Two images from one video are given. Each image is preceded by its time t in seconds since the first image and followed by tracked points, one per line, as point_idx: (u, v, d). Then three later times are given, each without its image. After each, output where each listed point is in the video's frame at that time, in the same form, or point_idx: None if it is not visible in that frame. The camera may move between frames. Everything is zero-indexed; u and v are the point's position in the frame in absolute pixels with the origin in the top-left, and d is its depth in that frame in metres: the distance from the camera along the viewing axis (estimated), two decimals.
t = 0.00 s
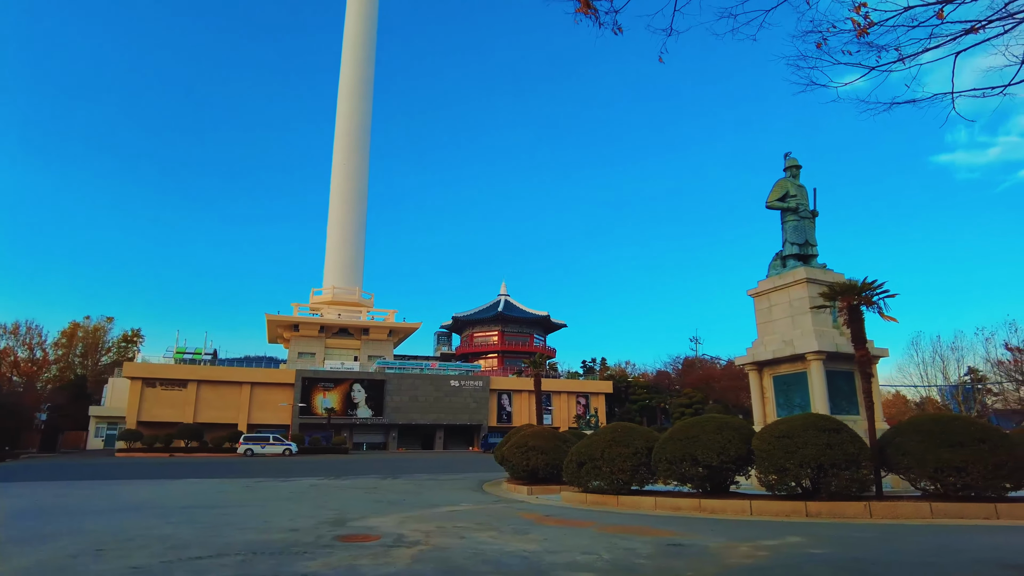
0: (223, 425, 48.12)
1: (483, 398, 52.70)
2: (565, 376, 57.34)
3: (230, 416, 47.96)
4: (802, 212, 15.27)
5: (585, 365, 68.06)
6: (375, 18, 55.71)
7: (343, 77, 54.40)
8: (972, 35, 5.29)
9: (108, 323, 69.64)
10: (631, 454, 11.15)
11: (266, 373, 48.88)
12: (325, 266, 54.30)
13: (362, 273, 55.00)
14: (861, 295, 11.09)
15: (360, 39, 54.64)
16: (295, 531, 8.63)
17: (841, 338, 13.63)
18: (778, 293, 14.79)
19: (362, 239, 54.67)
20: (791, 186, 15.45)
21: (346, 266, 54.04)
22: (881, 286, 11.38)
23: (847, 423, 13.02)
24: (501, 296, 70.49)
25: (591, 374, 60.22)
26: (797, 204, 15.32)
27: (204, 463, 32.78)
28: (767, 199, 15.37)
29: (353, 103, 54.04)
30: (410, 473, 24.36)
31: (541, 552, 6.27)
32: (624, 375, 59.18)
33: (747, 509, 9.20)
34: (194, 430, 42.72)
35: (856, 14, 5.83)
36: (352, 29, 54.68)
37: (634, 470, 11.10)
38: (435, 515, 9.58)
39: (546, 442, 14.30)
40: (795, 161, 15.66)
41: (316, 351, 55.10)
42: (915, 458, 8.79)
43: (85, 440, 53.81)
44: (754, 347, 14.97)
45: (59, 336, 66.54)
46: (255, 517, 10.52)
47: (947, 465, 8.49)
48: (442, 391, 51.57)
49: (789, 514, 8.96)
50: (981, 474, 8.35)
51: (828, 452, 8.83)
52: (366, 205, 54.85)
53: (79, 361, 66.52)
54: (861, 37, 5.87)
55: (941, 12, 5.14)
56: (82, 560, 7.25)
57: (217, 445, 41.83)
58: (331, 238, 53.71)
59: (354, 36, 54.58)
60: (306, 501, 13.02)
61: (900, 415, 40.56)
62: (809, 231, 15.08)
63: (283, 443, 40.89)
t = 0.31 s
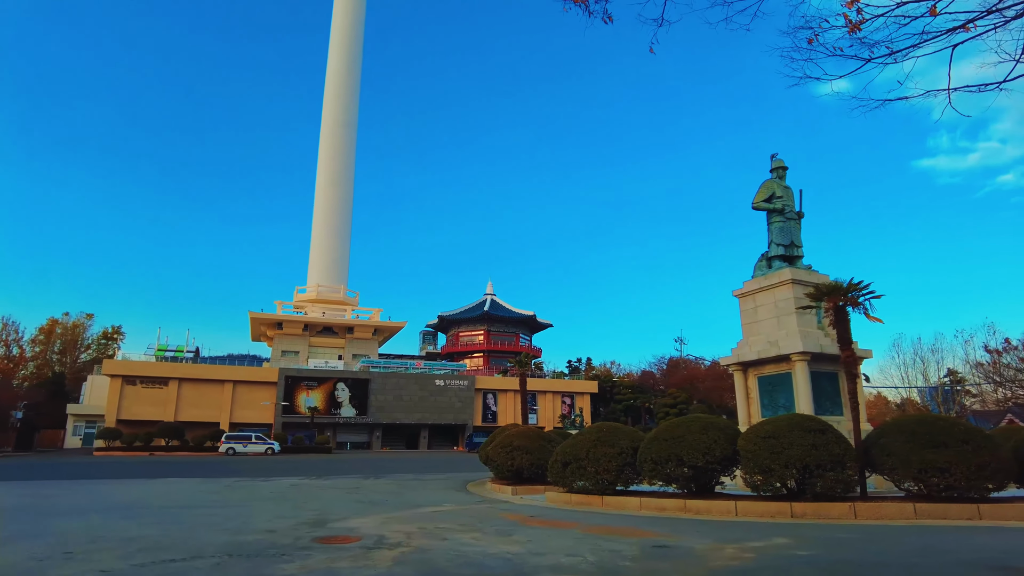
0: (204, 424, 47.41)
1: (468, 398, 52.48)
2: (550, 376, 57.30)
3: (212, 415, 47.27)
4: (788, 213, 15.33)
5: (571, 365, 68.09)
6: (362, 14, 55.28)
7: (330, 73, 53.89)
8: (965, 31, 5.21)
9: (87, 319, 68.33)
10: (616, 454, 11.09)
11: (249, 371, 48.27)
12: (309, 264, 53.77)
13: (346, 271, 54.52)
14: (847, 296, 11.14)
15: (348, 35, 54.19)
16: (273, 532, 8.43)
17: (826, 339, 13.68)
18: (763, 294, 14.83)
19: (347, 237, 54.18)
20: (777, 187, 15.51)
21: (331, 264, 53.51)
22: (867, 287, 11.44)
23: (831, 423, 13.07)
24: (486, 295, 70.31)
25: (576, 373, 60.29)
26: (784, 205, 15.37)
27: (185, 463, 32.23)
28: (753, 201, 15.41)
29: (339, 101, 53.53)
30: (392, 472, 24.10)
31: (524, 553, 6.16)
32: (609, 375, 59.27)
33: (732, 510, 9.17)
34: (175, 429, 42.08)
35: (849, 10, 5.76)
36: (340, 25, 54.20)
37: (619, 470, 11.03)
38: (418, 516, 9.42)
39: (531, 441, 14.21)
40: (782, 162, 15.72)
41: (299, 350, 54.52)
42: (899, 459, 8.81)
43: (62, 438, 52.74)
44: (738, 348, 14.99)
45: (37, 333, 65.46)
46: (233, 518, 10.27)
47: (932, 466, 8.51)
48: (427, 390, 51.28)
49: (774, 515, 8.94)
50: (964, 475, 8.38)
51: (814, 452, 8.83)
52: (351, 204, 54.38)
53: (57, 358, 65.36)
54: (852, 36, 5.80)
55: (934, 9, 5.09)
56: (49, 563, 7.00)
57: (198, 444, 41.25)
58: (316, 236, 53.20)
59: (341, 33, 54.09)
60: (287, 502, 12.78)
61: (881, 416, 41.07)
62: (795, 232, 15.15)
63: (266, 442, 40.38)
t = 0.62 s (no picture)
0: (181, 422, 46.55)
1: (450, 397, 52.24)
2: (532, 375, 57.31)
3: (188, 412, 46.46)
4: (769, 214, 15.43)
5: (553, 364, 68.14)
6: (346, 9, 54.73)
7: (312, 67, 53.25)
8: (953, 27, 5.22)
9: (61, 314, 66.39)
10: (598, 453, 11.05)
11: (227, 368, 47.52)
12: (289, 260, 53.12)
13: (327, 268, 53.95)
14: (828, 297, 11.23)
15: (331, 30, 53.63)
16: (248, 533, 8.22)
17: (806, 339, 13.78)
18: (744, 295, 14.89)
19: (328, 233, 53.60)
20: (759, 189, 15.62)
21: (312, 260, 52.90)
22: (848, 288, 11.54)
23: (811, 423, 13.17)
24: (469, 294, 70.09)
25: (558, 373, 60.40)
26: (766, 206, 15.47)
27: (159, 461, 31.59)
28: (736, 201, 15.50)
29: (322, 96, 52.94)
30: (372, 471, 23.82)
31: (504, 554, 6.06)
32: (591, 374, 59.46)
33: (714, 509, 9.17)
34: (151, 427, 41.28)
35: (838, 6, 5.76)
36: (323, 19, 53.61)
37: (601, 469, 10.99)
38: (397, 516, 9.26)
39: (512, 440, 14.12)
40: (764, 163, 15.83)
41: (279, 347, 53.82)
42: (880, 458, 8.88)
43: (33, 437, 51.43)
44: (720, 348, 15.05)
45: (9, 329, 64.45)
46: (207, 518, 10.02)
47: (911, 466, 8.58)
48: (408, 388, 50.96)
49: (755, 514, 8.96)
50: (942, 475, 8.47)
51: (795, 452, 8.87)
52: (333, 201, 53.80)
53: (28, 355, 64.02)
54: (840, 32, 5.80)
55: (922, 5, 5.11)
56: (10, 567, 6.71)
57: (175, 442, 40.53)
58: (297, 231, 52.56)
59: (324, 27, 53.53)
60: (264, 501, 12.52)
61: (858, 416, 41.75)
62: (776, 234, 15.26)
63: (244, 441, 39.80)
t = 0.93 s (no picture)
0: (159, 423, 45.76)
1: (433, 397, 51.98)
2: (516, 376, 57.23)
3: (168, 413, 45.71)
4: (753, 216, 15.53)
5: (537, 365, 68.13)
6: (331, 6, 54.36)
7: (296, 64, 52.76)
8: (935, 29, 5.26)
9: (37, 313, 65.03)
10: (581, 453, 11.00)
11: (207, 368, 46.84)
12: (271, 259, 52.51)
13: (310, 267, 53.43)
14: (811, 298, 11.31)
15: (316, 27, 53.23)
16: (224, 535, 8.03)
17: (788, 341, 13.87)
18: (727, 296, 14.96)
19: (311, 232, 53.10)
20: (743, 191, 15.72)
21: (294, 259, 52.34)
22: (830, 290, 11.65)
23: (792, 424, 13.26)
24: (453, 294, 69.86)
25: (542, 374, 60.38)
26: (749, 209, 15.57)
27: (136, 461, 31.03)
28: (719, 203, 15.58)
29: (306, 94, 52.46)
30: (354, 472, 23.58)
31: (485, 556, 5.98)
32: (575, 375, 59.51)
33: (697, 510, 9.15)
34: (130, 428, 40.53)
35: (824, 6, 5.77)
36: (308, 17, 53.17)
37: (583, 470, 10.94)
38: (377, 518, 9.14)
39: (495, 441, 14.04)
40: (748, 165, 15.93)
41: (260, 347, 53.14)
42: (861, 459, 8.94)
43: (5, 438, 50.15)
44: (703, 349, 15.10)
45: None
46: (183, 520, 9.79)
47: (891, 467, 8.65)
48: (392, 389, 50.63)
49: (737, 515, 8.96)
50: (922, 475, 8.53)
51: (777, 453, 8.90)
52: (316, 200, 53.33)
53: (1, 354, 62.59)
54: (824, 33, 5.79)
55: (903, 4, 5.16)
56: None
57: (154, 443, 39.86)
58: (279, 230, 52.00)
59: (309, 25, 53.09)
60: (243, 503, 12.29)
61: (839, 417, 42.31)
62: (759, 236, 15.37)
63: (224, 442, 39.25)
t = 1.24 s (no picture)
0: (141, 423, 45.08)
1: (420, 397, 51.69)
2: (503, 376, 57.11)
3: (150, 413, 45.02)
4: (739, 216, 15.55)
5: (524, 365, 68.04)
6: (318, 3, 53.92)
7: (283, 61, 52.26)
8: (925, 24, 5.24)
9: (16, 312, 63.79)
10: (566, 453, 10.91)
11: (190, 368, 46.19)
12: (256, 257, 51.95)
13: (296, 266, 52.93)
14: (796, 297, 11.33)
15: (303, 24, 52.77)
16: (200, 537, 7.83)
17: (773, 340, 13.90)
18: (713, 296, 14.96)
19: (297, 231, 52.61)
20: (728, 191, 15.74)
21: (280, 258, 51.80)
22: (815, 289, 11.69)
23: (777, 424, 13.27)
24: (440, 294, 69.58)
25: (529, 374, 60.36)
26: (734, 209, 15.60)
27: (116, 462, 30.47)
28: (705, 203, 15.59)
29: (293, 92, 51.96)
30: (339, 473, 23.33)
31: (468, 558, 5.86)
32: (561, 375, 59.51)
33: (681, 510, 9.10)
34: (111, 428, 39.86)
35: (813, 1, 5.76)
36: (295, 13, 52.70)
37: (568, 470, 10.84)
38: (358, 519, 8.97)
39: (480, 441, 13.92)
40: (733, 165, 15.95)
41: (245, 347, 52.53)
42: (845, 458, 8.93)
43: None
44: (688, 349, 15.08)
45: None
46: (160, 521, 9.56)
47: (875, 466, 8.65)
48: (378, 389, 50.29)
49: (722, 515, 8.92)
50: (905, 474, 8.55)
51: (762, 453, 8.86)
52: (302, 199, 52.84)
53: None
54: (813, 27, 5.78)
55: None
56: None
57: (135, 444, 39.23)
58: (264, 228, 51.44)
59: (296, 22, 52.63)
60: (223, 504, 12.06)
61: (823, 417, 42.72)
62: (745, 236, 15.40)
63: (207, 442, 38.73)
